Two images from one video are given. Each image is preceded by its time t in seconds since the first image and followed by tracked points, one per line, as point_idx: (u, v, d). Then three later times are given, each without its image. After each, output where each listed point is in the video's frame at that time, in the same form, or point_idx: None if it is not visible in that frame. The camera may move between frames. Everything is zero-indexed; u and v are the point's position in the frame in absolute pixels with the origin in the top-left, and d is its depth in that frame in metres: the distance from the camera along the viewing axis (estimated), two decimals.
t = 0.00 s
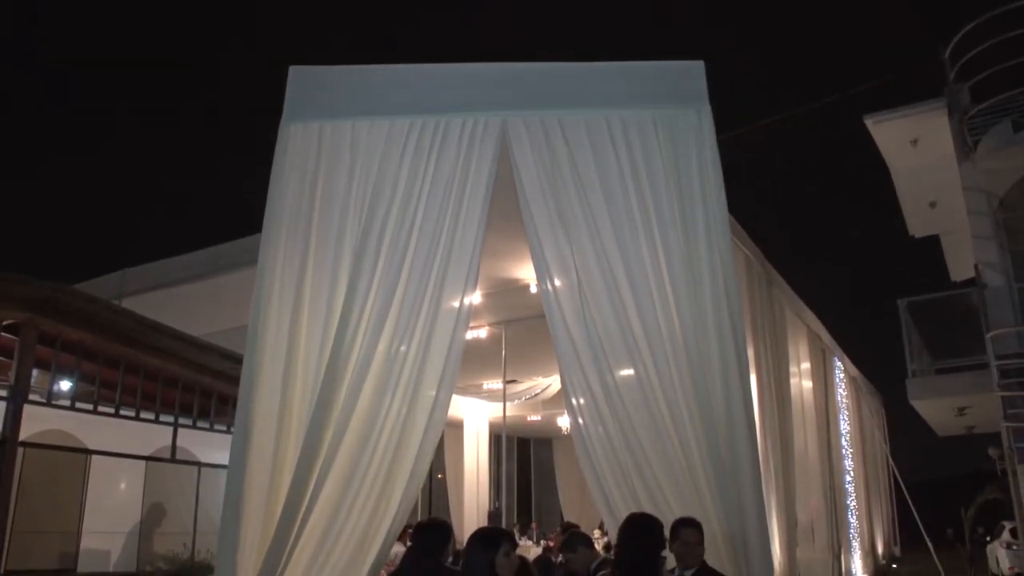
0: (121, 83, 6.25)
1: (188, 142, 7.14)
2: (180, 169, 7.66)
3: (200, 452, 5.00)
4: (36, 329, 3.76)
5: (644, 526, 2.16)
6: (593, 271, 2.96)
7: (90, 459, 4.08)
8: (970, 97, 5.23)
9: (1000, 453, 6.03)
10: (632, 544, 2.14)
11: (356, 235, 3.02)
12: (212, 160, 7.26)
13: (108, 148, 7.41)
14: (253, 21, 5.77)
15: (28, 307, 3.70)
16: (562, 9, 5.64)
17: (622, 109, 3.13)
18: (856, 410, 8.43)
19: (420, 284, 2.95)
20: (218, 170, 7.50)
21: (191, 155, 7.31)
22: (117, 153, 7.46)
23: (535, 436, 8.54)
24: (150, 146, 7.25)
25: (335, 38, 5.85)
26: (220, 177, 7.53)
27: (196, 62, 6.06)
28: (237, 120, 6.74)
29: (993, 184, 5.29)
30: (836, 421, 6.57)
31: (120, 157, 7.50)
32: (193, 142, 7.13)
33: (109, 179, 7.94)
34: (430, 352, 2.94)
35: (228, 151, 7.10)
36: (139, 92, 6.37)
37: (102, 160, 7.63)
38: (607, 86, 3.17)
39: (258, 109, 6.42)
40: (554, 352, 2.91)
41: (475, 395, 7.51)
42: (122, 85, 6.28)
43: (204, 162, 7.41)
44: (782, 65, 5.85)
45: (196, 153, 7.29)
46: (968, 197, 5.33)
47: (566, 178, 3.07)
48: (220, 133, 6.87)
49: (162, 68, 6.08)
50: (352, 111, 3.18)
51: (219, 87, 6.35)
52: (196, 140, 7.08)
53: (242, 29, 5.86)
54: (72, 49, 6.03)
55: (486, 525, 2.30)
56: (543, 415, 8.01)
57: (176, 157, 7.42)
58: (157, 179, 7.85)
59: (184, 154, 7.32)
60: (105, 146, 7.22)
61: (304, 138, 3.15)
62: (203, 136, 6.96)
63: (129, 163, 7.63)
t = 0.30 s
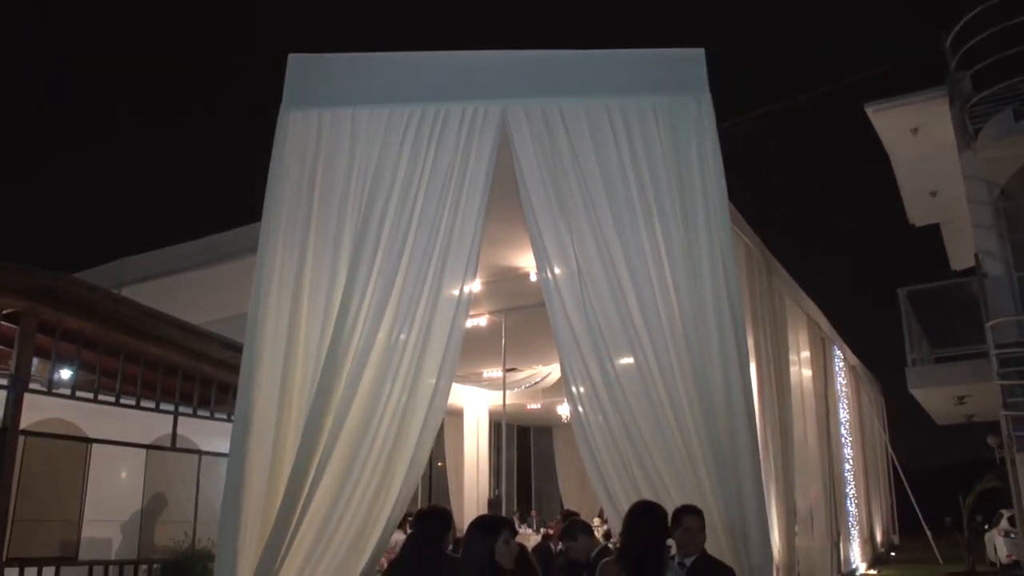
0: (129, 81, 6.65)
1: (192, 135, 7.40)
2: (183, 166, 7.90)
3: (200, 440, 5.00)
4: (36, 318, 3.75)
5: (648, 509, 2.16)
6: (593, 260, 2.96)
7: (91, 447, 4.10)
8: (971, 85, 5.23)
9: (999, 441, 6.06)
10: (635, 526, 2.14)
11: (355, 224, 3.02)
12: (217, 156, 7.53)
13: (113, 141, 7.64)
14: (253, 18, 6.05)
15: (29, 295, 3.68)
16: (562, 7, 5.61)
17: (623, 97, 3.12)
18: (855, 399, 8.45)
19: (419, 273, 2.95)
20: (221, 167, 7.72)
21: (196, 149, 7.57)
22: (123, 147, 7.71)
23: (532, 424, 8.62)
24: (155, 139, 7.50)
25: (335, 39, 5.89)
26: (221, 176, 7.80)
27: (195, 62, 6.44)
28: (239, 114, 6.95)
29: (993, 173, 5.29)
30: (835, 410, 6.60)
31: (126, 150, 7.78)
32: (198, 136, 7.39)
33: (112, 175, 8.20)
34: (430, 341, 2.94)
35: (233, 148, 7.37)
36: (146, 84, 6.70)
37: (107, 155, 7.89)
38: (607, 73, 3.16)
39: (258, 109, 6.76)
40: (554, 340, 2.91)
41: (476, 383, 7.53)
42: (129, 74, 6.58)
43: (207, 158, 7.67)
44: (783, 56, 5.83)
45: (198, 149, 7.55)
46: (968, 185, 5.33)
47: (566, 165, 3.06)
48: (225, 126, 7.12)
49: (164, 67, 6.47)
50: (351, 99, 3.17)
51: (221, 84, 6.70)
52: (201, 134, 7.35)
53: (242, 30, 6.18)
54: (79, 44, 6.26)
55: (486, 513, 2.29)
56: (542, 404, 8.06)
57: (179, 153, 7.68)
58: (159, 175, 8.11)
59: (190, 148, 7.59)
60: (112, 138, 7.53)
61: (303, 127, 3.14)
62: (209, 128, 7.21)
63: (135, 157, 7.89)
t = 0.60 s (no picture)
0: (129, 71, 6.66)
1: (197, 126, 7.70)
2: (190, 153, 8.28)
3: (201, 429, 5.00)
4: (36, 307, 3.74)
5: (644, 496, 2.16)
6: (593, 248, 2.95)
7: (91, 435, 4.11)
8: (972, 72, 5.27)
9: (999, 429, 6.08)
10: (636, 515, 2.15)
11: (355, 212, 3.01)
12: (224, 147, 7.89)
13: (118, 131, 7.94)
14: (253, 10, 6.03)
15: (29, 283, 3.67)
16: None
17: (623, 84, 3.11)
18: (855, 388, 8.47)
19: (420, 261, 2.95)
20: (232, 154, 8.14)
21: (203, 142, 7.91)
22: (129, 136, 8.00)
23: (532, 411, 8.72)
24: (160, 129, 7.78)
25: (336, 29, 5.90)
26: (230, 166, 8.24)
27: (195, 62, 6.65)
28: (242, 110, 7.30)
29: (994, 161, 5.31)
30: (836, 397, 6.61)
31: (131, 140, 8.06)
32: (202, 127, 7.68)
33: (118, 162, 8.52)
34: (430, 330, 2.94)
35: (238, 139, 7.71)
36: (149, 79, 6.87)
37: (112, 144, 8.18)
38: (608, 61, 3.15)
39: (258, 109, 7.15)
40: (554, 328, 2.91)
41: (476, 371, 7.56)
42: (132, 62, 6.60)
43: (213, 149, 8.04)
44: (784, 48, 5.80)
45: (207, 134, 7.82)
46: (969, 173, 5.36)
47: (567, 153, 3.05)
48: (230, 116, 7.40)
49: (164, 67, 6.67)
50: (351, 87, 3.16)
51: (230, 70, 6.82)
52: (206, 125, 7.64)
53: (242, 24, 6.18)
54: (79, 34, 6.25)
55: (485, 500, 2.29)
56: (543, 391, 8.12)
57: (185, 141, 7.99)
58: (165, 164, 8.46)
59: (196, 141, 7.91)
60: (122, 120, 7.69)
61: (302, 115, 3.13)
62: (214, 116, 7.47)
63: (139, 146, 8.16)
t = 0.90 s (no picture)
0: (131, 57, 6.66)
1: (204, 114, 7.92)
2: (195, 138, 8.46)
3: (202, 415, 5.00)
4: (37, 295, 3.73)
5: (650, 481, 2.14)
6: (594, 234, 2.94)
7: (92, 423, 4.14)
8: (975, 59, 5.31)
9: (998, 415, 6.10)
10: (644, 503, 2.12)
11: (355, 199, 3.01)
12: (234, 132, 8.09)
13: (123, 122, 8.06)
14: None
15: (29, 271, 3.67)
16: None
17: (624, 69, 3.09)
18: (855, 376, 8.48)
19: (420, 248, 2.95)
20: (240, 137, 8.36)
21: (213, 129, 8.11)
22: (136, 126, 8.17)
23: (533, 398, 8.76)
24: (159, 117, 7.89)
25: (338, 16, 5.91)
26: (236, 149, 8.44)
27: (195, 60, 6.94)
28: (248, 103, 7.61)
29: (996, 148, 5.31)
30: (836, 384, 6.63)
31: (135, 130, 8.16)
32: (211, 118, 7.99)
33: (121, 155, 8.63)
34: (431, 316, 2.94)
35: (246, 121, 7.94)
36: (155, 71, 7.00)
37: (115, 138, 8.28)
38: (609, 46, 3.14)
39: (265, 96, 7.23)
40: (554, 314, 2.91)
41: (476, 358, 7.58)
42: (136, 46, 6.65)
43: (221, 133, 8.26)
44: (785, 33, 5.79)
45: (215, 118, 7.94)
46: (970, 160, 5.37)
47: (567, 139, 3.05)
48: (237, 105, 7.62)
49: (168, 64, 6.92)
50: (350, 74, 3.15)
51: (232, 52, 6.87)
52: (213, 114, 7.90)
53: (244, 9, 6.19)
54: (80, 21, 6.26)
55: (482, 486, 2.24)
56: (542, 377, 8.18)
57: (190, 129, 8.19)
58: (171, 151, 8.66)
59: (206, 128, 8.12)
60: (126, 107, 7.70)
61: (302, 101, 3.12)
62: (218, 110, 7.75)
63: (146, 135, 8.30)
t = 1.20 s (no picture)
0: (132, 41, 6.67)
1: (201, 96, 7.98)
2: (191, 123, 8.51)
3: (203, 402, 4.99)
4: (37, 282, 3.73)
5: (662, 469, 2.16)
6: (594, 221, 2.94)
7: (92, 410, 4.16)
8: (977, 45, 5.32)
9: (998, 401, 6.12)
10: (660, 492, 2.12)
11: (355, 186, 3.00)
12: (233, 112, 8.17)
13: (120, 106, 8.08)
14: None
15: (29, 258, 3.67)
16: None
17: (624, 56, 3.08)
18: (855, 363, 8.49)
19: (420, 234, 2.95)
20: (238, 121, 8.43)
21: (211, 109, 8.20)
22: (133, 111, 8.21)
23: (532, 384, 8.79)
24: (159, 102, 7.92)
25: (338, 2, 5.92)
26: (233, 132, 8.49)
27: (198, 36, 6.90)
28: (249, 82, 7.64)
29: (997, 135, 5.31)
30: (836, 370, 6.64)
31: (135, 111, 8.19)
32: (210, 99, 8.02)
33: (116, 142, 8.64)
34: (431, 303, 2.94)
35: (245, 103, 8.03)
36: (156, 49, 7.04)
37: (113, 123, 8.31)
38: (609, 32, 3.13)
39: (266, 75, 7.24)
40: (555, 300, 2.92)
41: (477, 344, 7.60)
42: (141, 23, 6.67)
43: (219, 116, 8.29)
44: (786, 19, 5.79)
45: (217, 100, 7.98)
46: (971, 146, 5.37)
47: (568, 125, 3.04)
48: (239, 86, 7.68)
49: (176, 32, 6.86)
50: (351, 59, 3.14)
51: (233, 36, 6.87)
52: (211, 94, 7.95)
53: None
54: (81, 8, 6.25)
55: (486, 470, 2.21)
56: (543, 363, 8.22)
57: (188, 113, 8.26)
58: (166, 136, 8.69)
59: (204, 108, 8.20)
60: (127, 88, 7.72)
61: (301, 87, 3.11)
62: (218, 90, 7.82)
63: (143, 121, 8.34)
